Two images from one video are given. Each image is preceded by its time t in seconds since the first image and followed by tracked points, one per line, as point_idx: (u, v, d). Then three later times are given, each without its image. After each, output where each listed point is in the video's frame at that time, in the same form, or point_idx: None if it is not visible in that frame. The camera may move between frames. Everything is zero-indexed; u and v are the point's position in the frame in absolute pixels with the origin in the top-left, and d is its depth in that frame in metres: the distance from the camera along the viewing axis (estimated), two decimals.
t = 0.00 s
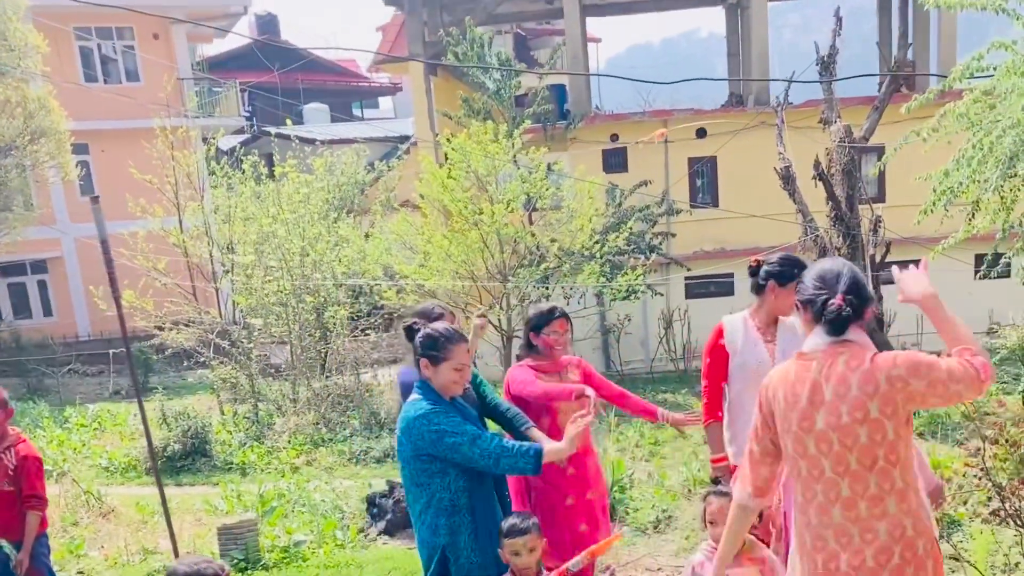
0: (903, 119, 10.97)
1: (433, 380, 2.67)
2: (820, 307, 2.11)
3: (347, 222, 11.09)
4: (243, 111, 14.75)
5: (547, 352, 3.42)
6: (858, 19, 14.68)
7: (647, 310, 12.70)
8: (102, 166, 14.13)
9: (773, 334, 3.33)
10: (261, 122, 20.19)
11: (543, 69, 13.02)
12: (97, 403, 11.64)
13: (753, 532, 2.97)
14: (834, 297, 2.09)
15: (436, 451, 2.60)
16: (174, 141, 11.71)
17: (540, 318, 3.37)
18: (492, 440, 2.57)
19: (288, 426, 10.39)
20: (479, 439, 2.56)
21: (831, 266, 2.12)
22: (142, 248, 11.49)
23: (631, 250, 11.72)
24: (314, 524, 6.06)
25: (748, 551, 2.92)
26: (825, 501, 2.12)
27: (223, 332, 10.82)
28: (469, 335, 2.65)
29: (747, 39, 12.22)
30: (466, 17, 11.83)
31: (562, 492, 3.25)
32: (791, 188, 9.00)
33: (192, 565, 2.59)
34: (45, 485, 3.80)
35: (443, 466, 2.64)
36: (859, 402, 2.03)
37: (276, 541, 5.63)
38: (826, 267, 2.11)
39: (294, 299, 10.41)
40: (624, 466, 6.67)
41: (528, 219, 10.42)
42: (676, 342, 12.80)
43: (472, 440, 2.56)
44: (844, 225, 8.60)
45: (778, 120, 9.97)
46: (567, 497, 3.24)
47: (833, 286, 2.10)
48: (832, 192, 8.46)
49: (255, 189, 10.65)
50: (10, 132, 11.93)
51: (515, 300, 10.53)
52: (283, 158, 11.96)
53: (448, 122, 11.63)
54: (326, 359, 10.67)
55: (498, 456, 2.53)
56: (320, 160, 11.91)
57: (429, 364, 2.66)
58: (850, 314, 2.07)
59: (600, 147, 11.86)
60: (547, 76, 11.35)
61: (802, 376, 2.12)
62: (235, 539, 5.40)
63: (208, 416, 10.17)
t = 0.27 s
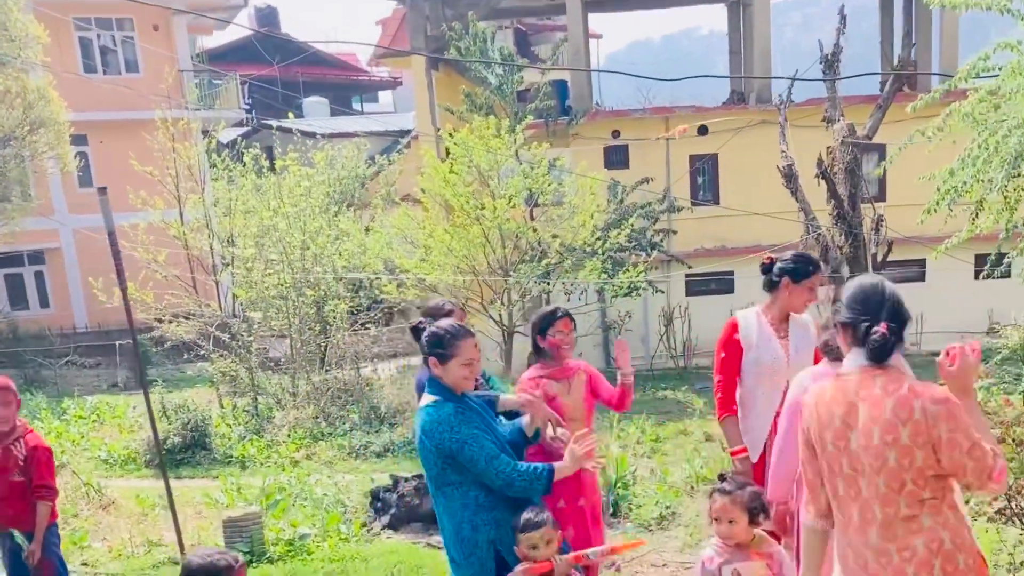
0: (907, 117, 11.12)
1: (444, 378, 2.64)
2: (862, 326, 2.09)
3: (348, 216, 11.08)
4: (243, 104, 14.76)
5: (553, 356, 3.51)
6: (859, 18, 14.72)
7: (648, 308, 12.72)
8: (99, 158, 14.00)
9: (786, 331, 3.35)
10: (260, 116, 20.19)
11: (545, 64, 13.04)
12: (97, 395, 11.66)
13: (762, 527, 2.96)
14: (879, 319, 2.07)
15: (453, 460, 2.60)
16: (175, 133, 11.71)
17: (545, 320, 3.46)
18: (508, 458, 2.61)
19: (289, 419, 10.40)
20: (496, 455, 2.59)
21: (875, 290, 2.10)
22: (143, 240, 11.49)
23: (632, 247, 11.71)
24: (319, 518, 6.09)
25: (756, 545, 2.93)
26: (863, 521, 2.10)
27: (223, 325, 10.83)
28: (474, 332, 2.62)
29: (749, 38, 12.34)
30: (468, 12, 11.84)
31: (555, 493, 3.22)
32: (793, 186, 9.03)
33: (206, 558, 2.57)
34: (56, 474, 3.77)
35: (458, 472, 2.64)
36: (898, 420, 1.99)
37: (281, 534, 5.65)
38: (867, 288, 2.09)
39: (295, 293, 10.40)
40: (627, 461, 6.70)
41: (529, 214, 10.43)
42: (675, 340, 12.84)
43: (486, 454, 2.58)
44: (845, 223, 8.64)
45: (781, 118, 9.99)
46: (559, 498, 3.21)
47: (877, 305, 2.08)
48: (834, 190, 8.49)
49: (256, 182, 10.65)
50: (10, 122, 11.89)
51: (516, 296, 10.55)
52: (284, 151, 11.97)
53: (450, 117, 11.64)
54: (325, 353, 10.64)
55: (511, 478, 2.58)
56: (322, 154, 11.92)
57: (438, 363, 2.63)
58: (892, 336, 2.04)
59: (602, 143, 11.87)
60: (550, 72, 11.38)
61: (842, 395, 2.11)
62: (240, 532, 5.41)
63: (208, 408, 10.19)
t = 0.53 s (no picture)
0: (920, 117, 11.24)
1: (458, 356, 2.79)
2: (921, 306, 2.15)
3: (357, 213, 11.09)
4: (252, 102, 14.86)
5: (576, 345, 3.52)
6: (868, 18, 14.74)
7: (656, 306, 12.78)
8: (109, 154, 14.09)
9: (806, 334, 3.39)
10: (268, 113, 20.25)
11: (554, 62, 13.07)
12: (108, 390, 11.74)
13: (793, 522, 2.92)
14: (937, 302, 2.14)
15: (433, 444, 2.71)
16: (186, 130, 11.77)
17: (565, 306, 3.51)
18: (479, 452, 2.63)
19: (299, 415, 10.46)
20: (463, 452, 2.63)
21: (930, 265, 2.16)
22: (154, 236, 11.57)
23: (642, 246, 11.78)
24: (336, 513, 6.17)
25: (787, 542, 2.89)
26: (911, 508, 2.17)
27: (234, 321, 10.90)
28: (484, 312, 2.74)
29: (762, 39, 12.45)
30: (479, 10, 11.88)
31: (579, 482, 3.44)
32: (805, 186, 9.08)
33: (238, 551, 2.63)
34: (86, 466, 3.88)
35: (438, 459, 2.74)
36: (958, 414, 2.10)
37: (300, 528, 5.72)
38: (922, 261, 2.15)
39: (305, 289, 10.45)
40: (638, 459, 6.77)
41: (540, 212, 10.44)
42: (683, 338, 12.89)
43: (457, 449, 2.64)
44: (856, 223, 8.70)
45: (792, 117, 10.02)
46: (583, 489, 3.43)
47: (930, 287, 2.15)
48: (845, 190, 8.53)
49: (267, 178, 10.68)
50: (21, 117, 11.96)
51: (527, 293, 10.60)
52: (294, 148, 12.02)
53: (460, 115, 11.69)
54: (334, 350, 10.82)
55: (475, 475, 2.60)
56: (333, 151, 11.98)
57: (451, 342, 2.77)
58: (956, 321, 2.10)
59: (611, 141, 12.01)
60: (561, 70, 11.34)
61: (924, 378, 2.10)
62: (258, 525, 5.46)
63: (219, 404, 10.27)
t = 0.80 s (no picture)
0: (936, 118, 11.35)
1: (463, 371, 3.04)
2: (959, 320, 2.97)
3: (370, 211, 11.13)
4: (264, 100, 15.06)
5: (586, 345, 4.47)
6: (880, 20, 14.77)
7: (668, 306, 12.75)
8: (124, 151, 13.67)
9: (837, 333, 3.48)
10: (281, 111, 20.39)
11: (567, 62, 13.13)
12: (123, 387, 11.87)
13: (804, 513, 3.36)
14: (970, 317, 2.97)
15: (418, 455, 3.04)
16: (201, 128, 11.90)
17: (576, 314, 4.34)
18: (458, 451, 3.38)
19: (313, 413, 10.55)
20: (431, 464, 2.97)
21: (965, 277, 2.98)
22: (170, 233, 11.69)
23: (654, 245, 12.08)
24: (354, 510, 6.29)
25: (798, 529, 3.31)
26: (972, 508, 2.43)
27: (249, 317, 11.10)
28: (486, 318, 3.52)
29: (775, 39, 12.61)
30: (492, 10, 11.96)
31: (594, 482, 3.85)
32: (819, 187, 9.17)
33: (262, 551, 3.14)
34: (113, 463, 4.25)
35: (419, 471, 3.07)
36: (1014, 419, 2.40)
37: (319, 525, 5.83)
38: (960, 278, 2.98)
39: (319, 287, 10.68)
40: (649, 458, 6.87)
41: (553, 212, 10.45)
42: (695, 339, 12.96)
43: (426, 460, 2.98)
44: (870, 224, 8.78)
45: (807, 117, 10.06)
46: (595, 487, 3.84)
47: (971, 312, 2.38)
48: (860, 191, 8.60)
49: (281, 176, 10.74)
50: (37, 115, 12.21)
51: (540, 291, 10.60)
52: (308, 147, 12.12)
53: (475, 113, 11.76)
54: (348, 348, 10.93)
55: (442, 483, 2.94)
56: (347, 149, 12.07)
57: (462, 341, 3.57)
58: (987, 337, 2.91)
59: (623, 140, 12.10)
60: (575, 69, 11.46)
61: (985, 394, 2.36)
62: (278, 520, 5.61)
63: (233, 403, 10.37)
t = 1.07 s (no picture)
0: (950, 120, 11.31)
1: (481, 353, 2.90)
2: (970, 304, 2.46)
3: (383, 211, 11.15)
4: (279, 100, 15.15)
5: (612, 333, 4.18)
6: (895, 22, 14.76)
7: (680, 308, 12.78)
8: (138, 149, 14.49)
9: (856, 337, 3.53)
10: (295, 110, 20.50)
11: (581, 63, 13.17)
12: (138, 384, 11.97)
13: (843, 523, 3.16)
14: (986, 301, 2.45)
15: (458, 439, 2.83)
16: (216, 127, 11.98)
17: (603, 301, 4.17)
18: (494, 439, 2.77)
19: (327, 412, 10.61)
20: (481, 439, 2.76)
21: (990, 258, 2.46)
22: (185, 232, 11.78)
23: (667, 247, 11.88)
24: (369, 509, 6.35)
25: (837, 540, 3.12)
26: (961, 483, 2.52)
27: (262, 316, 11.05)
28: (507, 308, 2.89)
29: (788, 40, 12.61)
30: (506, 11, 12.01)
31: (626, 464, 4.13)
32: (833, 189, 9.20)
33: (281, 545, 2.94)
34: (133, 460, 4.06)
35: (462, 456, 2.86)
36: (1004, 403, 2.46)
37: (335, 524, 5.96)
38: (980, 257, 2.45)
39: (333, 286, 10.59)
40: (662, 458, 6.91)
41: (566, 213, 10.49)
42: (707, 340, 12.91)
43: (472, 439, 2.78)
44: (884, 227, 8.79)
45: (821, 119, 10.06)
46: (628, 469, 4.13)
47: (977, 286, 2.45)
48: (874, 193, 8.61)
49: (296, 176, 10.77)
50: (54, 114, 12.27)
51: (553, 291, 10.67)
52: (322, 146, 12.19)
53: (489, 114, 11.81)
54: (360, 347, 10.91)
55: (497, 458, 2.73)
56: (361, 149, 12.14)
57: (475, 339, 2.89)
58: (1000, 322, 2.42)
59: (636, 141, 12.22)
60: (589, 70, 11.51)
61: (971, 369, 2.46)
62: (294, 519, 5.59)
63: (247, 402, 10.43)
